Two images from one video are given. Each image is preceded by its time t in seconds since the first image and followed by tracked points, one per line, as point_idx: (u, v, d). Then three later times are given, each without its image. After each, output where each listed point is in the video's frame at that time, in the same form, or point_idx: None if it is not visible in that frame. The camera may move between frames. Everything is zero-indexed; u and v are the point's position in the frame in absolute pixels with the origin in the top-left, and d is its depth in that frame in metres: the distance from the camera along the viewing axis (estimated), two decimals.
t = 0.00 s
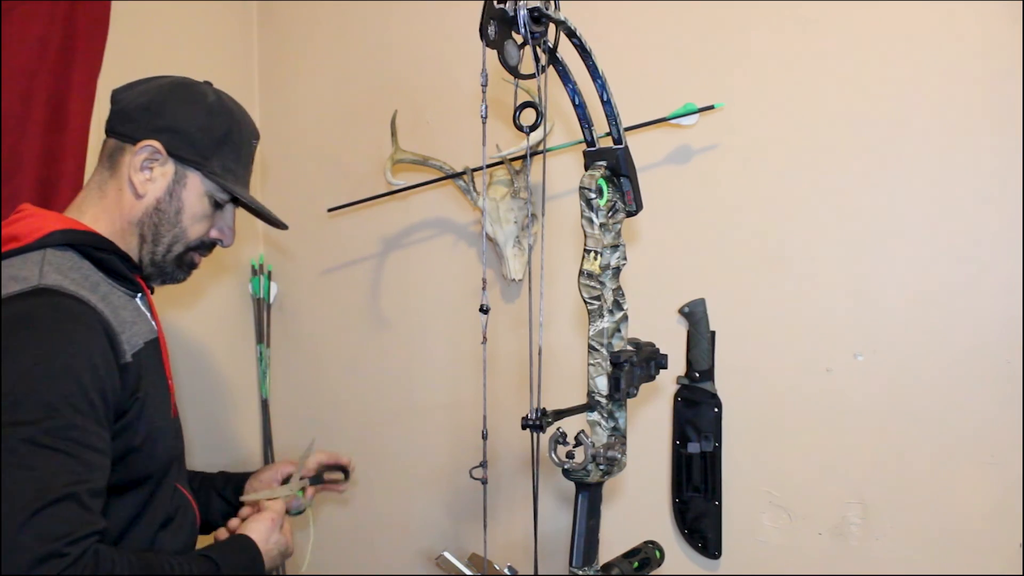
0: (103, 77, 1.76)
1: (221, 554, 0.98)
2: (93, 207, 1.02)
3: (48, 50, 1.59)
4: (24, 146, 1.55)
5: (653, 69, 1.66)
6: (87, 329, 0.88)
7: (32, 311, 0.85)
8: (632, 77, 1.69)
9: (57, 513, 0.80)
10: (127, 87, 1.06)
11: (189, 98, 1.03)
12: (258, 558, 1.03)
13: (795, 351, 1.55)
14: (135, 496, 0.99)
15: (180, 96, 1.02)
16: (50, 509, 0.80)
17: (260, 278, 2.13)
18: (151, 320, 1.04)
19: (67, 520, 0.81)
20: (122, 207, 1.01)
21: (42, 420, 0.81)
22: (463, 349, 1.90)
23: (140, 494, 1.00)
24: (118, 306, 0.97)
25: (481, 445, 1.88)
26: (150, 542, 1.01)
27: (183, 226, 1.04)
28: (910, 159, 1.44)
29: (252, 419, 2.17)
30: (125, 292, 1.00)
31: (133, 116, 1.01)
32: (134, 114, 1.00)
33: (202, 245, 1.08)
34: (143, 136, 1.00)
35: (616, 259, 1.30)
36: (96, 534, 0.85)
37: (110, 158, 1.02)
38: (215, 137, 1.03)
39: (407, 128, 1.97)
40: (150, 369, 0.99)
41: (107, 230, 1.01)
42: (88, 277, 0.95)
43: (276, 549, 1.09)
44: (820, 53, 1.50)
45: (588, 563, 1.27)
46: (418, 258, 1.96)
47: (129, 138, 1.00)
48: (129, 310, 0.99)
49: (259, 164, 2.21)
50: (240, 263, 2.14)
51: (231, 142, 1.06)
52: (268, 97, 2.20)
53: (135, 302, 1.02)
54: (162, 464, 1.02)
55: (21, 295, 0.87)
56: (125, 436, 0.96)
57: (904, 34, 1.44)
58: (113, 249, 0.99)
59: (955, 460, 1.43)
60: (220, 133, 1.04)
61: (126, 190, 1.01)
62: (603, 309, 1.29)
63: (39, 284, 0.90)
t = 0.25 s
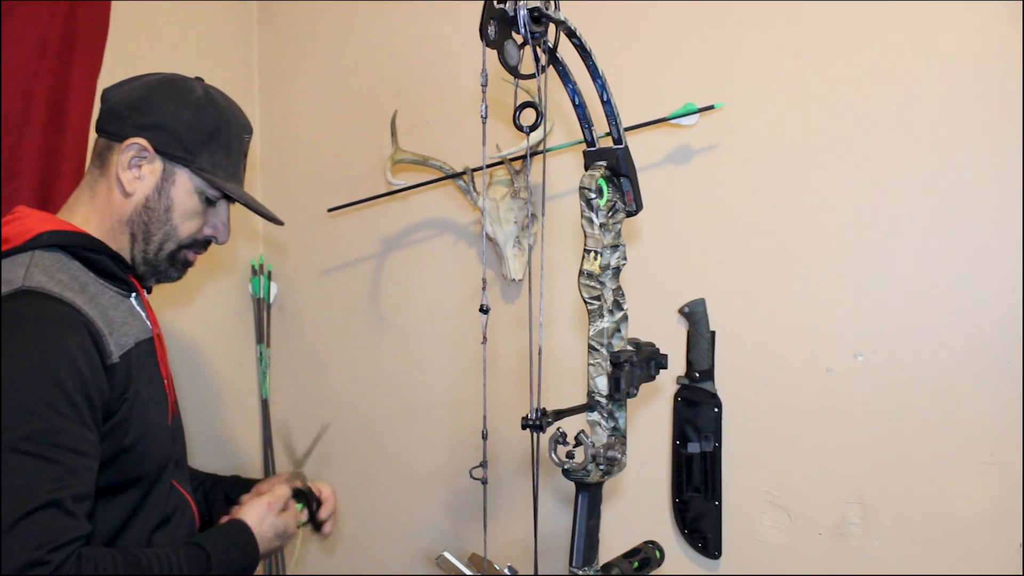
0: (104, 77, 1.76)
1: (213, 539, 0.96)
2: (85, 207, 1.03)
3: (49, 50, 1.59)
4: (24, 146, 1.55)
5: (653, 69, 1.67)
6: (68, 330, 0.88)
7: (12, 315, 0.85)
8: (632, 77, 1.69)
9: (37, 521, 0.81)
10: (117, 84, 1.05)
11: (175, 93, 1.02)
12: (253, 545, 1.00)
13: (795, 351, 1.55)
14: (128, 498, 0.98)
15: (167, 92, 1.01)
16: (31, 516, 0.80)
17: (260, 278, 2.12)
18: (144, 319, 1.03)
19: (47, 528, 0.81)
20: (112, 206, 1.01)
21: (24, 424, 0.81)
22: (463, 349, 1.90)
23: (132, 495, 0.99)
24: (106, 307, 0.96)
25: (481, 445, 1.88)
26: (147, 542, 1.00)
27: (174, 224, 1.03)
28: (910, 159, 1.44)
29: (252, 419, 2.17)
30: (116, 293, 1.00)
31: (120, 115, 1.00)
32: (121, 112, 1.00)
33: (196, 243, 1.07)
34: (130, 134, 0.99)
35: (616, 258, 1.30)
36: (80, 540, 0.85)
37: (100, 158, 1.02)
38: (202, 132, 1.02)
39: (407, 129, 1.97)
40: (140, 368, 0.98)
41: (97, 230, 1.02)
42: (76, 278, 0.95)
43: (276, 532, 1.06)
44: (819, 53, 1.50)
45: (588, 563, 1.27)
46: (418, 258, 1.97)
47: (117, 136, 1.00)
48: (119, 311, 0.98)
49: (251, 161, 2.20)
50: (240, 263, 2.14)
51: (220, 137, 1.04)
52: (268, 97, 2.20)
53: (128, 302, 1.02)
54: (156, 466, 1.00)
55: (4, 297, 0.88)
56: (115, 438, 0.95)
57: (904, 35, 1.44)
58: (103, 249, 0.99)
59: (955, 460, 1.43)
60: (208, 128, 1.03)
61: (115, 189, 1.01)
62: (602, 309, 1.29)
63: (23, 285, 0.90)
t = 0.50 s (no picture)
0: (104, 77, 1.76)
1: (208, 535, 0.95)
2: (82, 208, 1.03)
3: (48, 50, 1.59)
4: (24, 146, 1.55)
5: (653, 69, 1.66)
6: (61, 329, 0.88)
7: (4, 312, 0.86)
8: (632, 77, 1.69)
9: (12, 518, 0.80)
10: (112, 86, 1.06)
11: (170, 91, 1.02)
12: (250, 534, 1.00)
13: (795, 351, 1.55)
14: (128, 496, 0.98)
15: (161, 90, 1.02)
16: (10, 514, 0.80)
17: (260, 278, 2.12)
18: (143, 318, 1.04)
19: (24, 525, 0.81)
20: (109, 205, 1.01)
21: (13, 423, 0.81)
22: (463, 349, 1.90)
23: (131, 495, 0.99)
24: (102, 305, 0.97)
25: (481, 445, 1.88)
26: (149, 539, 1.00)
27: (171, 222, 1.03)
28: (910, 159, 1.44)
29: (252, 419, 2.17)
30: (114, 291, 1.01)
31: (114, 113, 1.00)
32: (115, 111, 1.00)
33: (194, 241, 1.07)
34: (124, 132, 1.00)
35: (616, 259, 1.30)
36: (59, 538, 0.83)
37: (97, 158, 1.02)
38: (196, 129, 1.02)
39: (406, 128, 1.97)
40: (136, 367, 0.98)
41: (95, 230, 1.02)
42: (73, 277, 0.95)
43: (275, 526, 1.06)
44: (820, 54, 1.50)
45: (588, 562, 1.27)
46: (418, 258, 1.97)
47: (112, 135, 1.00)
48: (114, 310, 0.98)
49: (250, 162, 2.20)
50: (239, 263, 2.14)
51: (214, 134, 1.04)
52: (268, 96, 2.20)
53: (127, 302, 1.02)
54: (154, 466, 1.00)
55: None
56: (110, 435, 0.95)
57: (904, 34, 1.44)
58: (99, 248, 0.99)
59: (955, 461, 1.43)
60: (202, 125, 1.03)
61: (111, 188, 1.01)
62: (603, 309, 1.29)
63: (16, 283, 0.90)
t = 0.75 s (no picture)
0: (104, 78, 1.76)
1: (205, 541, 0.95)
2: (81, 208, 1.03)
3: (48, 51, 1.59)
4: (24, 146, 1.55)
5: (653, 69, 1.67)
6: (52, 329, 0.87)
7: None
8: (632, 77, 1.69)
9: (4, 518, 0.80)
10: (110, 86, 1.06)
11: (168, 89, 1.02)
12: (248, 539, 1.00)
13: (795, 351, 1.55)
14: (126, 497, 0.98)
15: (159, 88, 1.02)
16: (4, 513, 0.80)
17: (260, 279, 2.13)
18: (140, 317, 1.03)
19: (15, 526, 0.81)
20: (108, 205, 1.01)
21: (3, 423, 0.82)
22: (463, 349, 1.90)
23: (130, 495, 0.99)
24: (99, 305, 0.97)
25: (481, 445, 1.88)
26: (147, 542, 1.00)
27: (170, 220, 1.03)
28: (910, 159, 1.44)
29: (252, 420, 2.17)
30: (112, 290, 1.01)
31: (113, 113, 1.01)
32: (114, 110, 1.00)
33: (194, 240, 1.07)
34: (122, 131, 1.00)
35: (616, 258, 1.30)
36: (53, 537, 0.84)
37: (95, 157, 1.02)
38: (194, 127, 1.02)
39: (407, 129, 1.97)
40: (131, 367, 0.98)
41: (94, 230, 1.02)
42: (69, 277, 0.95)
43: (271, 527, 1.06)
44: (819, 54, 1.50)
45: (588, 563, 1.27)
46: (418, 258, 1.97)
47: (110, 134, 1.00)
48: (111, 310, 0.98)
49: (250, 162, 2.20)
50: (240, 264, 2.14)
51: (212, 132, 1.05)
52: (268, 97, 2.20)
53: (124, 301, 1.02)
54: (153, 467, 1.00)
55: None
56: (107, 435, 0.94)
57: (904, 34, 1.44)
58: (98, 248, 0.99)
59: (955, 460, 1.43)
60: (201, 123, 1.03)
61: (110, 188, 1.01)
62: (603, 309, 1.29)
63: (12, 284, 0.90)
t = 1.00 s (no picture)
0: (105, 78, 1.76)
1: (212, 524, 0.95)
2: (74, 206, 1.03)
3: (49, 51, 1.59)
4: (25, 146, 1.55)
5: (653, 69, 1.67)
6: (46, 328, 0.87)
7: None
8: (632, 77, 1.69)
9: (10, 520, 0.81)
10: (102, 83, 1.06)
11: (159, 85, 1.02)
12: (257, 526, 0.99)
13: (795, 351, 1.55)
14: (125, 496, 0.98)
15: (150, 85, 1.02)
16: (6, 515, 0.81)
17: (260, 279, 2.13)
18: (136, 316, 1.03)
19: (22, 527, 0.81)
20: (100, 203, 1.01)
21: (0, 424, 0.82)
22: (463, 350, 1.90)
23: (128, 495, 0.98)
24: (94, 304, 0.96)
25: (481, 445, 1.88)
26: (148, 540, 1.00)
27: (164, 218, 1.03)
28: (910, 158, 1.44)
29: (252, 420, 2.17)
30: (108, 289, 1.01)
31: (105, 110, 1.01)
32: (106, 107, 1.00)
33: (188, 237, 1.07)
34: (114, 128, 1.00)
35: (616, 258, 1.30)
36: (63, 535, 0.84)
37: (88, 155, 1.02)
38: (186, 123, 1.02)
39: (407, 129, 1.97)
40: (128, 366, 0.97)
41: (87, 228, 1.02)
42: (63, 276, 0.95)
43: (276, 508, 1.05)
44: (819, 54, 1.50)
45: (588, 562, 1.27)
46: (418, 258, 1.97)
47: (102, 132, 1.01)
48: (106, 310, 0.98)
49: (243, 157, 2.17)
50: (239, 263, 2.14)
51: (204, 127, 1.04)
52: (268, 96, 2.20)
53: (119, 301, 1.02)
54: (151, 465, 0.99)
55: None
56: (105, 435, 0.94)
57: (904, 34, 1.44)
58: (92, 246, 0.99)
59: (955, 460, 1.43)
60: (193, 119, 1.03)
61: (103, 186, 1.01)
62: (603, 309, 1.29)
63: (5, 284, 0.90)
